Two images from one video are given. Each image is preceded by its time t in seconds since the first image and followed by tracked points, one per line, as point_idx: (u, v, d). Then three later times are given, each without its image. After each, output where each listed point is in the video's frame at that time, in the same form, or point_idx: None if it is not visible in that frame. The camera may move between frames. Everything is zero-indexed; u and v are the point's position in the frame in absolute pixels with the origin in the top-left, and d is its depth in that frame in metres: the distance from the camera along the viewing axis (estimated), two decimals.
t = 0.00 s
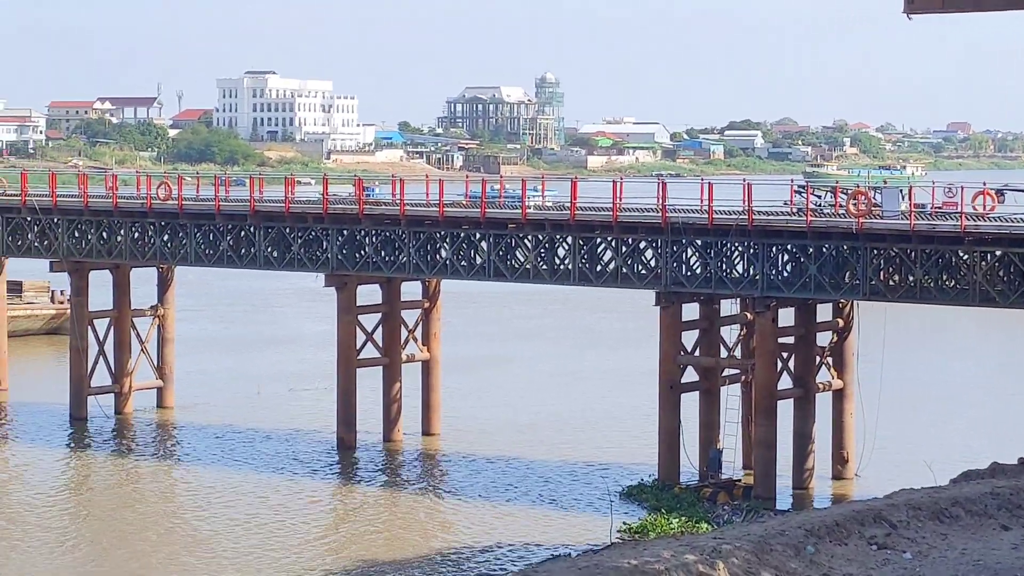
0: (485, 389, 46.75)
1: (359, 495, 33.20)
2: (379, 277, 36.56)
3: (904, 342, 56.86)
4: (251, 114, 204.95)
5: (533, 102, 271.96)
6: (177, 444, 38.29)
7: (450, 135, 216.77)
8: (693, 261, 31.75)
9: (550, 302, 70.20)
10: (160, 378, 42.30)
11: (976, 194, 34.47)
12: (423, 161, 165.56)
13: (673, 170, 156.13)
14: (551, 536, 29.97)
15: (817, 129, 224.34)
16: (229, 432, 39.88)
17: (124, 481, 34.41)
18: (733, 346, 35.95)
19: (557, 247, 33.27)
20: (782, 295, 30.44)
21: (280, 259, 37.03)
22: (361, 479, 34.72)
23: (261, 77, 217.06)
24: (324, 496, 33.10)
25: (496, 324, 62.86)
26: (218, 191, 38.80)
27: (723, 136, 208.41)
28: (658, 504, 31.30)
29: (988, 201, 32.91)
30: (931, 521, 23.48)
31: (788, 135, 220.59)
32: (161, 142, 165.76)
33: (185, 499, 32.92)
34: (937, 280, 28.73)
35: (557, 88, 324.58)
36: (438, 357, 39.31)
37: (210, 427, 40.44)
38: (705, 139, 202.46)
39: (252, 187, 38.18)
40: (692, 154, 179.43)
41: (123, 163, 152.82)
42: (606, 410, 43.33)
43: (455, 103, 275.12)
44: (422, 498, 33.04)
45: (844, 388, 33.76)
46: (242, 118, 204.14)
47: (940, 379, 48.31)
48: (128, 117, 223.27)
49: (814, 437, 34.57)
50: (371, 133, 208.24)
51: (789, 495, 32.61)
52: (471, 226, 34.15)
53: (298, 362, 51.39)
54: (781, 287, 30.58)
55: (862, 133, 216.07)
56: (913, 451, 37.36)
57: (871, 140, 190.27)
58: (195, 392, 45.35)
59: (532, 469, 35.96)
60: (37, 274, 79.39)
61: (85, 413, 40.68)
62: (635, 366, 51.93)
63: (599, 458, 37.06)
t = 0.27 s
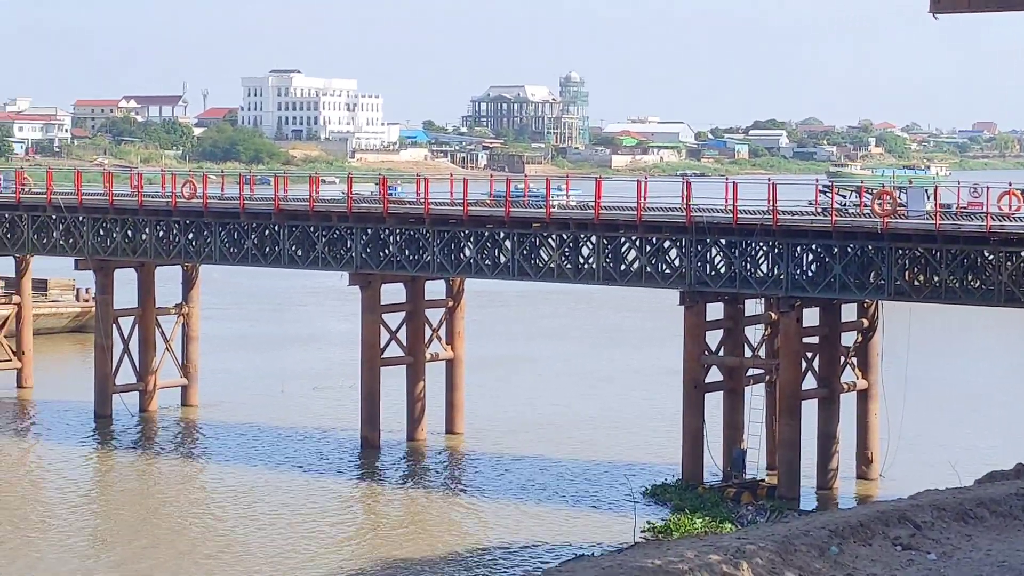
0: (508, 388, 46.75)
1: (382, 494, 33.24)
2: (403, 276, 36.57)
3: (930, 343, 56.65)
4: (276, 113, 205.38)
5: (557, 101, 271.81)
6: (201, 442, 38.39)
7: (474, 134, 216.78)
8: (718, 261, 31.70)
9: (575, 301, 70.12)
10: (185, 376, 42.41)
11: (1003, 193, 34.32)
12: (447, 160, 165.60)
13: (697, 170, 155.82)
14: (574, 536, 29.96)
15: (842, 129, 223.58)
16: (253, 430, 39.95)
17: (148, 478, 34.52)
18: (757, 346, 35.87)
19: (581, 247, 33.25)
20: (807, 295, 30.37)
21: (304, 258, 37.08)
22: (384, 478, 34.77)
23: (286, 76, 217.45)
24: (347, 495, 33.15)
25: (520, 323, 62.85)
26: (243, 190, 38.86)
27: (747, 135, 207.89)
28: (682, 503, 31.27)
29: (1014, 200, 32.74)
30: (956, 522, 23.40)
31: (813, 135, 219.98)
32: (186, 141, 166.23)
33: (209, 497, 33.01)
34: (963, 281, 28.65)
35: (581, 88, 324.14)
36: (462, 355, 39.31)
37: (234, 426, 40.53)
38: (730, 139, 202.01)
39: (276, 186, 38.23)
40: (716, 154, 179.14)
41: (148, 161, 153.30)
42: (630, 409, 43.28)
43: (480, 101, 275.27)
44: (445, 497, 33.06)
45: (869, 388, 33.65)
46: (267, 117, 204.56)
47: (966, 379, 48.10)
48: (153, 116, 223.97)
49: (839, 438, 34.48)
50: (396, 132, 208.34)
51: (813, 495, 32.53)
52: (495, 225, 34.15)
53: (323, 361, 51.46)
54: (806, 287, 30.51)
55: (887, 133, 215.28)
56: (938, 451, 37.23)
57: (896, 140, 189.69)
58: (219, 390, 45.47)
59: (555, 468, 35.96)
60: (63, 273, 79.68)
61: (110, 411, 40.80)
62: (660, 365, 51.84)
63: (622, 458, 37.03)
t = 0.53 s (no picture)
0: (528, 389, 46.76)
1: (402, 495, 33.27)
2: (423, 277, 36.58)
3: (950, 344, 56.52)
4: (296, 113, 205.74)
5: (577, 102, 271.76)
6: (221, 442, 38.46)
7: (494, 135, 216.90)
8: (739, 262, 31.65)
9: (594, 302, 70.09)
10: (205, 376, 42.49)
11: None
12: (468, 161, 165.70)
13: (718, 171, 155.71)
14: (594, 537, 29.95)
15: (863, 130, 223.17)
16: (274, 431, 40.01)
17: (169, 478, 34.58)
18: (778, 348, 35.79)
19: (602, 248, 33.21)
20: (828, 297, 30.31)
21: (325, 258, 37.11)
22: (405, 478, 34.81)
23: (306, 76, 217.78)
24: (368, 495, 33.18)
25: (540, 324, 62.86)
26: (264, 190, 38.91)
27: (768, 136, 207.62)
28: (702, 505, 31.24)
29: None
30: (977, 524, 23.33)
31: (834, 135, 219.64)
32: (207, 142, 166.59)
33: (229, 497, 33.07)
34: (985, 283, 28.60)
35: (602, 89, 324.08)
36: (482, 356, 39.31)
37: (255, 426, 40.60)
38: (751, 140, 201.78)
39: (297, 186, 38.27)
40: (737, 155, 178.98)
41: (169, 161, 153.65)
42: (650, 411, 43.25)
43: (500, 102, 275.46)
44: (465, 497, 33.08)
45: (890, 390, 33.56)
46: (287, 117, 204.93)
47: (987, 381, 47.97)
48: (174, 116, 224.52)
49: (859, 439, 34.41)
50: (416, 132, 208.51)
51: (833, 497, 32.47)
52: (515, 226, 34.13)
53: (343, 361, 51.53)
54: (827, 289, 30.46)
55: (908, 134, 214.85)
56: (959, 454, 37.13)
57: (917, 141, 189.35)
58: (240, 390, 45.55)
59: (575, 469, 35.95)
60: (83, 272, 79.89)
61: (131, 411, 40.90)
62: (680, 367, 51.79)
63: (642, 459, 37.00)
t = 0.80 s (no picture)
0: (548, 390, 46.75)
1: (422, 496, 33.27)
2: (444, 278, 36.59)
3: (971, 348, 56.30)
4: (317, 115, 206.07)
5: (597, 104, 271.73)
6: (241, 442, 38.55)
7: (514, 137, 216.99)
8: (759, 265, 31.62)
9: (614, 305, 70.03)
10: (226, 377, 42.58)
11: None
12: (488, 162, 165.75)
13: (738, 173, 155.52)
14: (613, 539, 29.93)
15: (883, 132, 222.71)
16: (294, 432, 40.08)
17: (190, 479, 34.66)
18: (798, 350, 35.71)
19: (622, 250, 33.19)
20: (849, 299, 30.24)
21: (345, 259, 37.11)
22: (424, 479, 34.82)
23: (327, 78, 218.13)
24: (388, 497, 33.23)
25: (559, 325, 62.85)
26: (284, 191, 38.94)
27: (788, 138, 207.33)
28: (722, 508, 31.21)
29: None
30: (998, 528, 23.25)
31: (854, 138, 219.23)
32: (228, 143, 167.04)
33: (249, 497, 33.15)
34: (1006, 285, 28.51)
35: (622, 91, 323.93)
36: (502, 358, 39.29)
37: (275, 427, 40.67)
38: (771, 142, 201.49)
39: (317, 187, 38.29)
40: (758, 157, 178.74)
41: (190, 162, 154.12)
42: (669, 413, 43.19)
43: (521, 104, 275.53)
44: (485, 499, 33.07)
45: (910, 393, 33.44)
46: (308, 119, 205.29)
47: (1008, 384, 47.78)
48: (195, 117, 225.14)
49: (879, 442, 34.30)
50: (436, 134, 208.63)
51: (853, 500, 32.38)
52: (536, 228, 34.13)
53: (363, 362, 51.57)
54: (848, 292, 30.38)
55: (929, 137, 214.31)
56: (980, 457, 36.98)
57: (939, 144, 188.89)
58: (260, 391, 45.63)
59: (595, 471, 35.92)
60: (105, 274, 80.17)
61: (151, 411, 41.01)
62: (699, 369, 51.72)
63: (662, 461, 36.93)
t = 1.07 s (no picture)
0: (568, 392, 46.73)
1: (442, 498, 33.30)
2: (464, 281, 36.60)
3: (993, 351, 56.13)
4: (338, 117, 206.42)
5: (618, 106, 271.69)
6: (261, 444, 38.61)
7: (535, 139, 217.05)
8: (780, 267, 31.58)
9: (635, 307, 69.99)
10: (246, 379, 42.65)
11: None
12: (508, 164, 165.86)
13: (758, 175, 155.39)
14: (633, 542, 29.92)
15: (904, 135, 222.20)
16: (314, 433, 40.15)
17: (210, 480, 34.73)
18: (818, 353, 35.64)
19: (642, 252, 33.15)
20: (869, 302, 30.18)
21: (365, 261, 37.10)
22: (444, 481, 34.85)
23: (348, 80, 218.43)
24: (407, 498, 33.24)
25: (579, 328, 62.82)
26: (305, 193, 38.99)
27: (809, 141, 206.98)
28: (742, 511, 31.19)
29: None
30: (1019, 532, 23.16)
31: (875, 140, 218.82)
32: (250, 144, 167.47)
33: (269, 499, 33.21)
34: None
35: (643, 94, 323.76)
36: (522, 360, 39.28)
37: (295, 428, 40.72)
38: (792, 144, 201.20)
39: (338, 189, 38.33)
40: (778, 159, 178.48)
41: (211, 164, 154.51)
42: (690, 415, 43.15)
43: (541, 106, 275.57)
44: (505, 501, 33.09)
45: (931, 396, 33.34)
46: (328, 121, 205.67)
47: None
48: (216, 119, 225.67)
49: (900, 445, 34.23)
50: (457, 136, 208.78)
51: (874, 503, 32.31)
52: (556, 230, 34.11)
53: (383, 364, 51.63)
54: (869, 294, 30.29)
55: (950, 139, 213.76)
56: (1001, 460, 36.86)
57: (960, 147, 188.43)
58: (280, 393, 45.70)
59: (614, 474, 35.91)
60: (125, 276, 80.41)
61: (171, 412, 41.11)
62: (719, 371, 51.66)
63: (682, 464, 36.90)
